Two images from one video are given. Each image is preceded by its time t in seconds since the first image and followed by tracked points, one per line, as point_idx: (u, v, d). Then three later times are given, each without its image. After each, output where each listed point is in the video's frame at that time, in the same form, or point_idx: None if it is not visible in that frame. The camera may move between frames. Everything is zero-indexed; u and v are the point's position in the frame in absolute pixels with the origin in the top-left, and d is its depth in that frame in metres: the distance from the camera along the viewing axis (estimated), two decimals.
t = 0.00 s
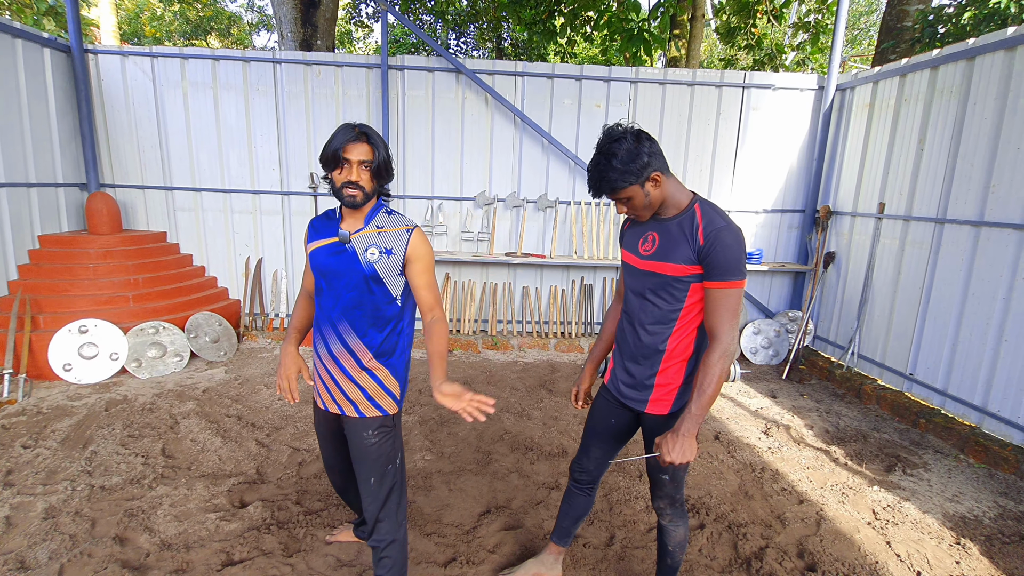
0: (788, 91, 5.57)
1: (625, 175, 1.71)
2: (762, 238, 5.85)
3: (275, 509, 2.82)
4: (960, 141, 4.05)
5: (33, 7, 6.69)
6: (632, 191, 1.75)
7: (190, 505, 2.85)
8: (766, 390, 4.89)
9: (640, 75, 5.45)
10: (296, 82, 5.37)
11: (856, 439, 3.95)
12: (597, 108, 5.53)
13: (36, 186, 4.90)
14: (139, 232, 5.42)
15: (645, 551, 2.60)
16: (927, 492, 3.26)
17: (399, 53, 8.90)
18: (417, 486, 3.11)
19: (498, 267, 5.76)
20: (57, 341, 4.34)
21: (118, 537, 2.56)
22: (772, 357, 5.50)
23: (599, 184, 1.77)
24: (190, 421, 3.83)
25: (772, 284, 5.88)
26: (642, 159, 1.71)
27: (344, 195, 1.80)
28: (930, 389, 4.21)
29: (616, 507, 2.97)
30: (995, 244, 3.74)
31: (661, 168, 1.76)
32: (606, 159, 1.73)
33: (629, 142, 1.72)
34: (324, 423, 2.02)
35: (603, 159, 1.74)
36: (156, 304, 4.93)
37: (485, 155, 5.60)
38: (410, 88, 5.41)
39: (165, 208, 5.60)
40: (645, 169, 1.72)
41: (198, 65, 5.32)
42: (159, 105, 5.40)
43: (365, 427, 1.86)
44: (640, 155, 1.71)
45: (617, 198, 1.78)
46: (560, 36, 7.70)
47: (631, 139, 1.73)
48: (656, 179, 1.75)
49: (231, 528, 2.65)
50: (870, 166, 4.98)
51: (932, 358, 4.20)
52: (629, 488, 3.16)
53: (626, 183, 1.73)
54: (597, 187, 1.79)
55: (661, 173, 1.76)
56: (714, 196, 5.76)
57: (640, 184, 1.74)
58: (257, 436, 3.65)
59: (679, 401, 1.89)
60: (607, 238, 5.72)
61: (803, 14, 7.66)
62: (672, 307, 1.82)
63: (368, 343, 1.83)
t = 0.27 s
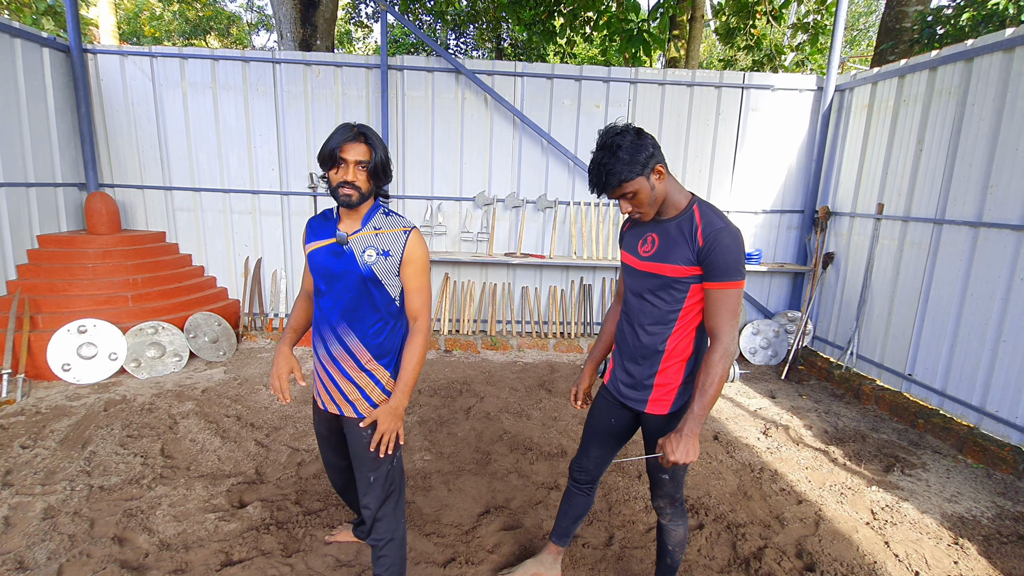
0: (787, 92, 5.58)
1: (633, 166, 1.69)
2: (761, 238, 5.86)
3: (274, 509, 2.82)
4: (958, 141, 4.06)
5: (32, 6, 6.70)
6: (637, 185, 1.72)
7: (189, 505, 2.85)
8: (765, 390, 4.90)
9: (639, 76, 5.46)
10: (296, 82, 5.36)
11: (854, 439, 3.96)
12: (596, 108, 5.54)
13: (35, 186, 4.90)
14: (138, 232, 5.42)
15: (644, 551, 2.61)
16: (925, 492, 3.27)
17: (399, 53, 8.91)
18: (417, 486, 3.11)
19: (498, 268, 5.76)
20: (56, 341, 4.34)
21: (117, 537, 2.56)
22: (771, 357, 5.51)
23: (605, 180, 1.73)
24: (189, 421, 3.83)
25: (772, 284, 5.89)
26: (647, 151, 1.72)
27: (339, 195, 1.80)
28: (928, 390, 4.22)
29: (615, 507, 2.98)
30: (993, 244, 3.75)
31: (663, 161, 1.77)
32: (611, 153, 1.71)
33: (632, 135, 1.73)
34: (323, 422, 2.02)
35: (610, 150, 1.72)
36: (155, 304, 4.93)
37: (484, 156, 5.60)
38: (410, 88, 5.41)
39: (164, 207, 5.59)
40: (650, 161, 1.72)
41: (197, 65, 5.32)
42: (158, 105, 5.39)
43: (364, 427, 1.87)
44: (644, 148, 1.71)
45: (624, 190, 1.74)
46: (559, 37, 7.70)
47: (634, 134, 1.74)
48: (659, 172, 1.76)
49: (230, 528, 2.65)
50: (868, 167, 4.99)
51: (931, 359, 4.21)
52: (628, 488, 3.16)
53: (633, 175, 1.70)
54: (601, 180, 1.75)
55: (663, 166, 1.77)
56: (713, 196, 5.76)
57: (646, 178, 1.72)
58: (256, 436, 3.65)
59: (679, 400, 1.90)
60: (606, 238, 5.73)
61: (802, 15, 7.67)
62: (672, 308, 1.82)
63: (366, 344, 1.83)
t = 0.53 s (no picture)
0: (787, 93, 5.59)
1: (636, 166, 1.69)
2: (761, 239, 5.86)
3: (274, 509, 2.82)
4: (958, 142, 4.06)
5: (33, 6, 6.71)
6: (639, 185, 1.72)
7: (189, 505, 2.85)
8: (765, 391, 4.90)
9: (639, 77, 5.47)
10: (296, 82, 5.37)
11: (855, 440, 3.96)
12: (596, 108, 5.54)
13: (36, 186, 4.90)
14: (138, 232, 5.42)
15: (644, 551, 2.61)
16: (925, 493, 3.27)
17: (399, 53, 8.91)
18: (417, 486, 3.11)
19: (498, 268, 5.76)
20: (56, 341, 4.34)
21: (117, 536, 2.56)
22: (772, 357, 5.50)
23: (608, 180, 1.73)
24: (189, 421, 3.83)
25: (771, 285, 5.89)
26: (650, 150, 1.72)
27: (335, 195, 1.80)
28: (928, 390, 4.22)
29: (615, 507, 2.98)
30: (994, 245, 3.75)
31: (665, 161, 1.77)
32: (614, 153, 1.71)
33: (635, 135, 1.73)
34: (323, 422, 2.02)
35: (614, 150, 1.72)
36: (155, 304, 4.93)
37: (485, 156, 5.60)
38: (410, 89, 5.41)
39: (165, 207, 5.60)
40: (653, 161, 1.72)
41: (198, 65, 5.32)
42: (158, 105, 5.39)
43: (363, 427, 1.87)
44: (647, 148, 1.72)
45: (627, 190, 1.73)
46: (560, 37, 7.72)
47: (637, 134, 1.74)
48: (662, 172, 1.76)
49: (230, 528, 2.65)
50: (868, 168, 4.99)
51: (931, 359, 4.20)
52: (628, 488, 3.17)
53: (636, 175, 1.70)
54: (603, 180, 1.75)
55: (665, 166, 1.77)
56: (713, 197, 5.76)
57: (648, 177, 1.72)
58: (256, 436, 3.65)
59: (680, 401, 1.90)
60: (606, 239, 5.73)
61: (802, 16, 7.68)
62: (673, 308, 1.82)
63: (361, 344, 1.83)
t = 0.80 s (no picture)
0: (787, 93, 5.59)
1: (639, 163, 1.70)
2: (761, 240, 5.87)
3: (274, 509, 2.82)
4: (958, 143, 4.07)
5: (33, 6, 6.72)
6: (641, 183, 1.72)
7: (189, 505, 2.86)
8: (765, 391, 4.90)
9: (639, 77, 5.47)
10: (296, 82, 5.37)
11: (854, 440, 3.96)
12: (596, 109, 5.54)
13: (36, 186, 4.91)
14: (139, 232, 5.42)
15: (643, 551, 2.61)
16: (925, 493, 3.27)
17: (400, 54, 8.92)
18: (416, 486, 3.11)
19: (498, 268, 5.77)
20: (56, 341, 4.34)
21: (117, 536, 2.57)
22: (771, 358, 5.51)
23: (610, 177, 1.73)
24: (189, 421, 3.84)
25: (771, 285, 5.89)
26: (652, 147, 1.73)
27: (329, 207, 1.81)
28: (928, 391, 4.22)
29: (615, 507, 2.98)
30: (993, 246, 3.75)
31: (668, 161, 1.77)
32: (617, 150, 1.72)
33: (638, 133, 1.74)
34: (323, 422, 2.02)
35: (617, 146, 1.73)
36: (155, 304, 4.93)
37: (485, 156, 5.61)
38: (410, 89, 5.41)
39: (165, 207, 5.60)
40: (654, 160, 1.72)
41: (198, 65, 5.32)
42: (159, 105, 5.40)
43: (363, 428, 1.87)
44: (650, 146, 1.72)
45: (628, 187, 1.73)
46: (560, 38, 7.73)
47: (640, 131, 1.75)
48: (664, 172, 1.76)
49: (230, 528, 2.65)
50: (868, 169, 4.99)
51: (931, 360, 4.21)
52: (628, 489, 3.17)
53: (638, 172, 1.70)
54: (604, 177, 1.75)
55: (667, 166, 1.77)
56: (713, 198, 5.77)
57: (649, 175, 1.72)
58: (256, 436, 3.65)
59: (680, 401, 1.90)
60: (606, 239, 5.74)
61: (802, 16, 7.69)
62: (672, 309, 1.83)
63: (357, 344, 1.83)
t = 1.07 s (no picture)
0: (787, 94, 5.59)
1: (644, 156, 1.70)
2: (761, 240, 5.87)
3: (274, 509, 2.82)
4: (958, 144, 4.07)
5: (34, 6, 6.72)
6: (643, 177, 1.72)
7: (189, 505, 2.85)
8: (765, 392, 4.90)
9: (639, 77, 5.47)
10: (296, 82, 5.37)
11: (854, 441, 3.96)
12: (597, 109, 5.54)
13: (37, 186, 4.91)
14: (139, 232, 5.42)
15: (643, 551, 2.61)
16: (925, 494, 3.27)
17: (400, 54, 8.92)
18: (416, 486, 3.11)
19: (498, 268, 5.77)
20: (56, 341, 4.34)
21: (117, 536, 2.56)
22: (771, 358, 5.51)
23: (614, 169, 1.73)
24: (189, 421, 3.83)
25: (771, 286, 5.89)
26: (658, 142, 1.73)
27: (327, 205, 1.80)
28: (928, 391, 4.22)
29: (614, 507, 2.98)
30: (993, 246, 3.75)
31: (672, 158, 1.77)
32: (624, 141, 1.71)
33: (646, 126, 1.73)
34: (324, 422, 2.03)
35: (625, 136, 1.72)
36: (155, 304, 4.93)
37: (485, 156, 5.61)
38: (410, 89, 5.42)
39: (165, 207, 5.60)
40: (658, 156, 1.72)
41: (199, 65, 5.33)
42: (159, 105, 5.40)
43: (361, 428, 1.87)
44: (657, 141, 1.72)
45: (631, 181, 1.73)
46: (560, 38, 7.74)
47: (648, 125, 1.75)
48: (666, 168, 1.76)
49: (230, 528, 2.65)
50: (868, 169, 4.99)
51: (931, 360, 4.21)
52: (628, 489, 3.17)
53: (642, 165, 1.70)
54: (607, 167, 1.75)
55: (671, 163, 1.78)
56: (713, 198, 5.77)
57: (651, 170, 1.72)
58: (256, 436, 3.65)
59: (680, 402, 1.90)
60: (605, 239, 5.74)
61: (802, 17, 7.69)
62: (671, 309, 1.83)
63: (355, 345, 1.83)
